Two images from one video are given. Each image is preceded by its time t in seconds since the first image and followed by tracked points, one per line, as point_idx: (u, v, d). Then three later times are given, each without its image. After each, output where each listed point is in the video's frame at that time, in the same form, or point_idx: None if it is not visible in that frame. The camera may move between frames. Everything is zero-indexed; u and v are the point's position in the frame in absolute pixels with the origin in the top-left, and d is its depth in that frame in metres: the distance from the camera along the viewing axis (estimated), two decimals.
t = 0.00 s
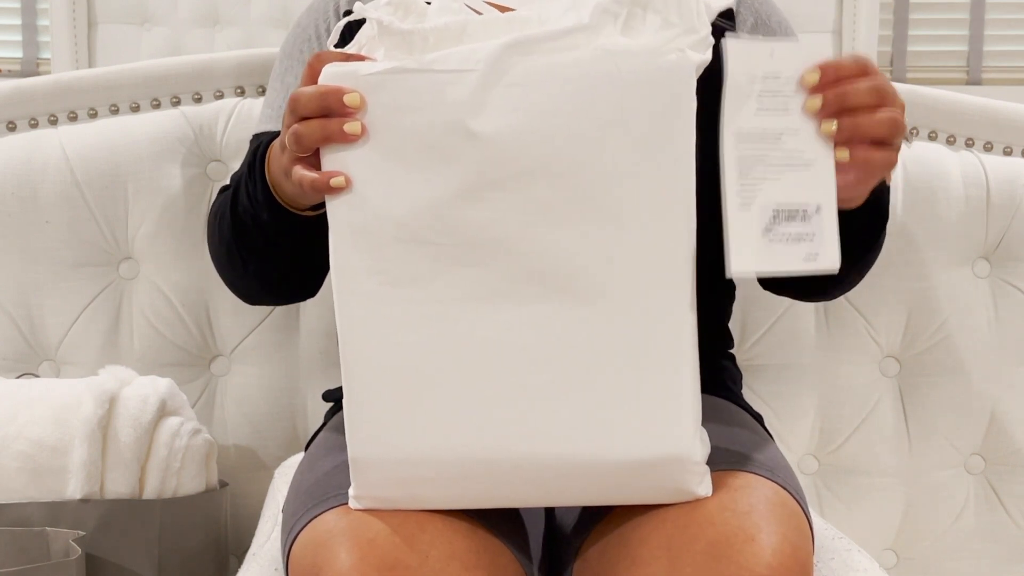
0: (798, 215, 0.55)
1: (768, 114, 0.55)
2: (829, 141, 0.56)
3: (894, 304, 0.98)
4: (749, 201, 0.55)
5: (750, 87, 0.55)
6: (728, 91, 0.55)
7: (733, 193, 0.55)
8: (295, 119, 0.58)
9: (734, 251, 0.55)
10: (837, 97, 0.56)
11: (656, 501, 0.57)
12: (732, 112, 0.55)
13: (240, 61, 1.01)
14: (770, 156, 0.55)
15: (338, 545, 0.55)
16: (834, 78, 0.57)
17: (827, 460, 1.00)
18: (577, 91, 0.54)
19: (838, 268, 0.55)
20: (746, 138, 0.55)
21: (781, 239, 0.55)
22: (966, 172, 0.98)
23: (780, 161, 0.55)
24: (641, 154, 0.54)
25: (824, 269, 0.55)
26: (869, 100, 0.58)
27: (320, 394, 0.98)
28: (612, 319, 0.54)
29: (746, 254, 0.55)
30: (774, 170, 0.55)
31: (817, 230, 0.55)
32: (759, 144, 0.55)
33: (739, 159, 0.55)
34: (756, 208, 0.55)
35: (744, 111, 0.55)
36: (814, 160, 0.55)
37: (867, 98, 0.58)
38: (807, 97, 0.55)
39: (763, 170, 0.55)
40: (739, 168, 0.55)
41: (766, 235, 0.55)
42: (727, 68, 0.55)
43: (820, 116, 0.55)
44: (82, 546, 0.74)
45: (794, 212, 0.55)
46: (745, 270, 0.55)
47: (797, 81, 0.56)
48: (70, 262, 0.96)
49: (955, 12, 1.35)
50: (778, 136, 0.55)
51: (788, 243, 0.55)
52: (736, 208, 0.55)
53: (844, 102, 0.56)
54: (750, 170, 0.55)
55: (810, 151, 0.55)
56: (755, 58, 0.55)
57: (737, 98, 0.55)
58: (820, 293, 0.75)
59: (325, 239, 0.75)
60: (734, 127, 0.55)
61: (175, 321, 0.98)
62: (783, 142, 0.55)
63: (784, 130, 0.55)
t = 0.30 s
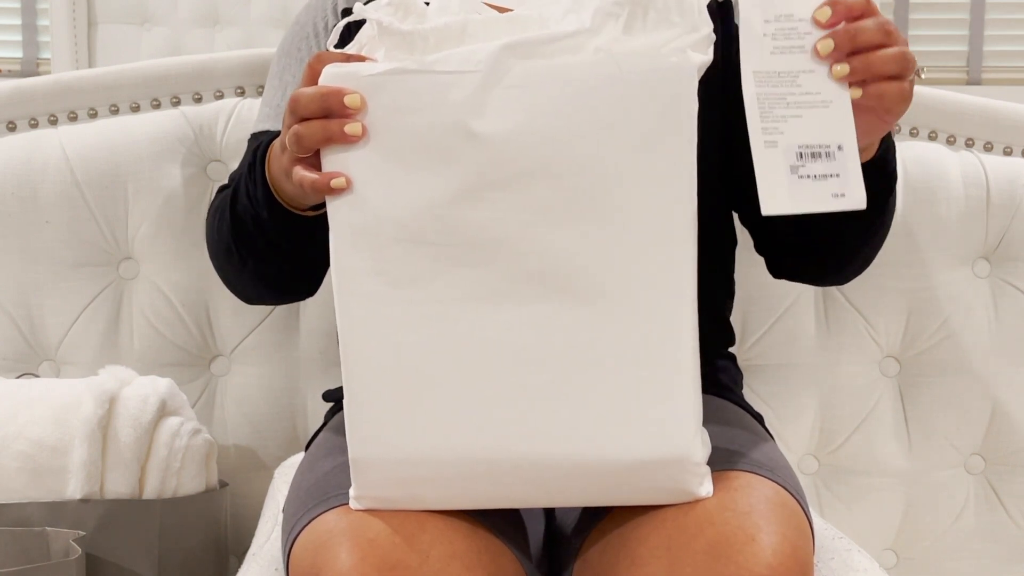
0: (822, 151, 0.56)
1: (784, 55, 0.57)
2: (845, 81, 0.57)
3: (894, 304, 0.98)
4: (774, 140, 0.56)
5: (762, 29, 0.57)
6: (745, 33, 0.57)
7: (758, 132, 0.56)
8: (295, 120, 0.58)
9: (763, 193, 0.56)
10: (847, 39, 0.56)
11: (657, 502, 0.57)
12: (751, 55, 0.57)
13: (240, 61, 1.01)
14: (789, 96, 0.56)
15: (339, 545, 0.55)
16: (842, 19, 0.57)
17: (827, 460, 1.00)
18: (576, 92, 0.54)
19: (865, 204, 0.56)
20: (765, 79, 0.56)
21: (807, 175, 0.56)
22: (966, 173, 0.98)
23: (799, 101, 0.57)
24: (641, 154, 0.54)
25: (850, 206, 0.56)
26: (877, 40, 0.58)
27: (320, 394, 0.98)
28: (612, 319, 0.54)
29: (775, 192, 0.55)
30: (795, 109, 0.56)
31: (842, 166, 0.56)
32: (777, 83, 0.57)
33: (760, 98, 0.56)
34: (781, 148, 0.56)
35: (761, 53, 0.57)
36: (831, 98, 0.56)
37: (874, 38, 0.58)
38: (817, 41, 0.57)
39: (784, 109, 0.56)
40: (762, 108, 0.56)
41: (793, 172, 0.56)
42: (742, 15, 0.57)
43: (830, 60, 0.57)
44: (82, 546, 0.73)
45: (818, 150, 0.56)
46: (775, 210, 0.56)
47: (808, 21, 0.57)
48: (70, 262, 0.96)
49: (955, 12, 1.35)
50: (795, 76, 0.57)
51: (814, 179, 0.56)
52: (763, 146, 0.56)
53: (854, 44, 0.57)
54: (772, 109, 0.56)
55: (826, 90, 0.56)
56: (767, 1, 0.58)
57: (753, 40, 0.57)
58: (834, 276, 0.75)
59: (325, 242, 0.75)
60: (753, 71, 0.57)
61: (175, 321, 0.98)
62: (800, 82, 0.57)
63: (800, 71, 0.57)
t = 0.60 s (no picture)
0: (844, 174, 0.56)
1: (797, 83, 0.57)
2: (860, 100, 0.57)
3: (894, 303, 0.98)
4: (795, 172, 0.57)
5: (772, 61, 0.58)
6: (754, 70, 0.58)
7: (777, 167, 0.57)
8: (293, 120, 0.58)
9: (790, 224, 0.57)
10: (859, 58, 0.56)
11: (657, 502, 0.57)
12: (763, 90, 0.58)
13: (239, 61, 1.01)
14: (806, 125, 0.57)
15: (338, 546, 0.55)
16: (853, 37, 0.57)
17: (826, 460, 1.00)
18: (576, 91, 0.54)
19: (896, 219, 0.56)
20: (780, 113, 0.57)
21: (833, 201, 0.56)
22: (965, 172, 0.98)
23: (817, 126, 0.57)
24: (640, 153, 0.54)
25: (879, 223, 0.56)
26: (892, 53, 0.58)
27: (320, 394, 0.98)
28: (612, 319, 0.54)
29: (801, 224, 0.57)
30: (814, 136, 0.57)
31: (867, 185, 0.56)
32: (792, 114, 0.57)
33: (776, 133, 0.57)
34: (803, 178, 0.57)
35: (773, 86, 0.58)
36: (850, 119, 0.57)
37: (889, 52, 0.58)
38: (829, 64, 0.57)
39: (803, 139, 0.57)
40: (779, 142, 0.57)
41: (818, 200, 0.57)
42: (748, 51, 0.58)
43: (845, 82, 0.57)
44: (82, 546, 0.74)
45: (841, 173, 0.56)
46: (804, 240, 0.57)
47: (818, 45, 0.58)
48: (70, 261, 0.96)
49: (955, 12, 1.35)
50: (810, 103, 0.57)
51: (840, 203, 0.56)
52: (784, 180, 0.57)
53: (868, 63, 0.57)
54: (790, 141, 0.57)
55: (844, 111, 0.57)
56: (773, 33, 0.58)
57: (765, 73, 0.58)
58: (836, 275, 0.75)
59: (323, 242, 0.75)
60: (766, 105, 0.57)
61: (175, 321, 0.98)
62: (816, 108, 0.57)
63: (815, 96, 0.57)
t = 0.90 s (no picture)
0: (821, 180, 0.57)
1: (785, 86, 0.58)
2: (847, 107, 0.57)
3: (894, 303, 0.98)
4: (773, 177, 0.58)
5: (764, 62, 0.58)
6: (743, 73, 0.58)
7: (755, 171, 0.58)
8: (295, 120, 0.58)
9: (762, 228, 0.58)
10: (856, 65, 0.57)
11: (657, 502, 0.57)
12: (750, 92, 0.58)
13: (239, 61, 1.01)
14: (790, 129, 0.58)
15: (338, 546, 0.55)
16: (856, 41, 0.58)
17: (827, 460, 1.00)
18: (576, 91, 0.54)
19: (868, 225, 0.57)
20: (764, 117, 0.58)
21: (807, 206, 0.57)
22: (966, 173, 0.98)
23: (801, 130, 0.58)
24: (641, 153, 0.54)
25: (852, 230, 0.57)
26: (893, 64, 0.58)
27: (320, 394, 0.98)
28: (613, 318, 0.54)
29: (773, 228, 0.58)
30: (796, 141, 0.57)
31: (843, 191, 0.57)
32: (777, 118, 0.58)
33: (760, 137, 0.58)
34: (780, 183, 0.57)
35: (761, 89, 0.58)
36: (834, 124, 0.57)
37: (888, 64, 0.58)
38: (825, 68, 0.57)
39: (784, 143, 0.58)
40: (760, 147, 0.58)
41: (792, 206, 0.57)
42: (740, 52, 0.58)
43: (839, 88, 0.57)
44: (82, 547, 0.74)
45: (818, 179, 0.57)
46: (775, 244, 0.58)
47: (815, 47, 0.58)
48: (70, 262, 0.96)
49: (955, 12, 1.35)
50: (796, 107, 0.58)
51: (815, 208, 0.57)
52: (761, 184, 0.58)
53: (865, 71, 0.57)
54: (772, 145, 0.58)
55: (830, 116, 0.57)
56: (767, 35, 0.58)
57: (754, 75, 0.58)
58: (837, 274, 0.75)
59: (324, 242, 0.75)
60: (752, 108, 0.58)
61: (175, 321, 0.98)
62: (803, 111, 0.58)
63: (802, 100, 0.58)
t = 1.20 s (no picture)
0: (794, 171, 0.57)
1: (770, 72, 0.57)
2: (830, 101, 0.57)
3: (894, 303, 0.98)
4: (747, 163, 0.57)
5: (752, 45, 0.57)
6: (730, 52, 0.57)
7: (730, 154, 0.57)
8: (294, 119, 0.58)
9: (730, 213, 0.57)
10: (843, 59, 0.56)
11: (656, 502, 0.57)
12: (735, 73, 0.57)
13: (239, 60, 1.01)
14: (769, 115, 0.57)
15: (338, 546, 0.55)
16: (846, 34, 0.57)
17: (826, 460, 1.00)
18: (576, 91, 0.54)
19: (833, 221, 0.58)
20: (746, 101, 0.57)
21: (777, 195, 0.57)
22: (965, 172, 0.98)
23: (780, 119, 0.57)
24: (641, 153, 0.54)
25: (816, 223, 0.58)
26: (881, 59, 0.58)
27: (320, 394, 0.98)
28: (613, 318, 0.54)
29: (741, 213, 0.57)
30: (774, 128, 0.57)
31: (813, 184, 0.57)
32: (758, 104, 0.57)
33: (739, 121, 0.57)
34: (754, 169, 0.57)
35: (745, 72, 0.57)
36: (814, 115, 0.57)
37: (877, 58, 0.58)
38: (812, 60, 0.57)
39: (763, 130, 0.57)
40: (738, 130, 0.57)
41: (762, 193, 0.57)
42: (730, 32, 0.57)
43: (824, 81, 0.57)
44: (82, 547, 0.74)
45: (791, 170, 0.57)
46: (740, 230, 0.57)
47: (805, 37, 0.57)
48: (70, 261, 0.96)
49: (955, 12, 1.36)
50: (779, 94, 0.57)
51: (783, 198, 0.57)
52: (734, 169, 0.57)
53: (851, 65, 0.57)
54: (750, 131, 0.57)
55: (811, 108, 0.57)
56: (759, 16, 0.57)
57: (741, 57, 0.57)
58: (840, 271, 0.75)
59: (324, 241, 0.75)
60: (735, 91, 0.57)
61: (175, 321, 0.98)
62: (784, 100, 0.57)
63: (785, 88, 0.57)
